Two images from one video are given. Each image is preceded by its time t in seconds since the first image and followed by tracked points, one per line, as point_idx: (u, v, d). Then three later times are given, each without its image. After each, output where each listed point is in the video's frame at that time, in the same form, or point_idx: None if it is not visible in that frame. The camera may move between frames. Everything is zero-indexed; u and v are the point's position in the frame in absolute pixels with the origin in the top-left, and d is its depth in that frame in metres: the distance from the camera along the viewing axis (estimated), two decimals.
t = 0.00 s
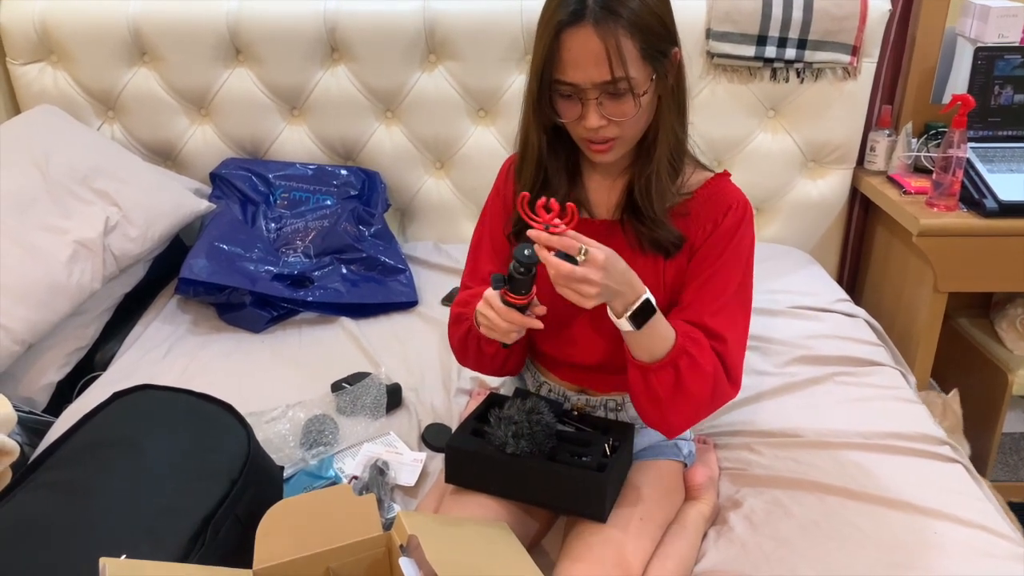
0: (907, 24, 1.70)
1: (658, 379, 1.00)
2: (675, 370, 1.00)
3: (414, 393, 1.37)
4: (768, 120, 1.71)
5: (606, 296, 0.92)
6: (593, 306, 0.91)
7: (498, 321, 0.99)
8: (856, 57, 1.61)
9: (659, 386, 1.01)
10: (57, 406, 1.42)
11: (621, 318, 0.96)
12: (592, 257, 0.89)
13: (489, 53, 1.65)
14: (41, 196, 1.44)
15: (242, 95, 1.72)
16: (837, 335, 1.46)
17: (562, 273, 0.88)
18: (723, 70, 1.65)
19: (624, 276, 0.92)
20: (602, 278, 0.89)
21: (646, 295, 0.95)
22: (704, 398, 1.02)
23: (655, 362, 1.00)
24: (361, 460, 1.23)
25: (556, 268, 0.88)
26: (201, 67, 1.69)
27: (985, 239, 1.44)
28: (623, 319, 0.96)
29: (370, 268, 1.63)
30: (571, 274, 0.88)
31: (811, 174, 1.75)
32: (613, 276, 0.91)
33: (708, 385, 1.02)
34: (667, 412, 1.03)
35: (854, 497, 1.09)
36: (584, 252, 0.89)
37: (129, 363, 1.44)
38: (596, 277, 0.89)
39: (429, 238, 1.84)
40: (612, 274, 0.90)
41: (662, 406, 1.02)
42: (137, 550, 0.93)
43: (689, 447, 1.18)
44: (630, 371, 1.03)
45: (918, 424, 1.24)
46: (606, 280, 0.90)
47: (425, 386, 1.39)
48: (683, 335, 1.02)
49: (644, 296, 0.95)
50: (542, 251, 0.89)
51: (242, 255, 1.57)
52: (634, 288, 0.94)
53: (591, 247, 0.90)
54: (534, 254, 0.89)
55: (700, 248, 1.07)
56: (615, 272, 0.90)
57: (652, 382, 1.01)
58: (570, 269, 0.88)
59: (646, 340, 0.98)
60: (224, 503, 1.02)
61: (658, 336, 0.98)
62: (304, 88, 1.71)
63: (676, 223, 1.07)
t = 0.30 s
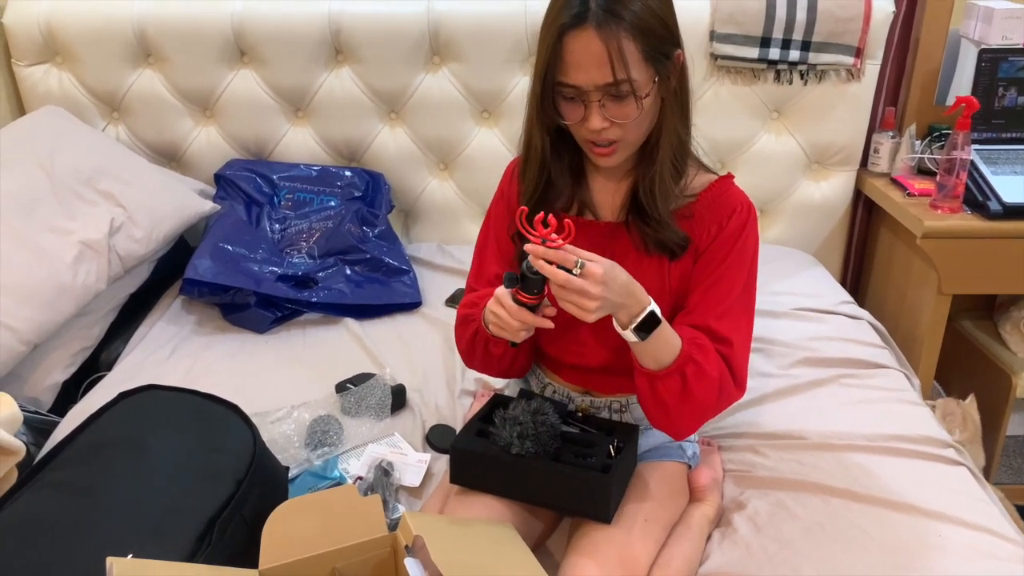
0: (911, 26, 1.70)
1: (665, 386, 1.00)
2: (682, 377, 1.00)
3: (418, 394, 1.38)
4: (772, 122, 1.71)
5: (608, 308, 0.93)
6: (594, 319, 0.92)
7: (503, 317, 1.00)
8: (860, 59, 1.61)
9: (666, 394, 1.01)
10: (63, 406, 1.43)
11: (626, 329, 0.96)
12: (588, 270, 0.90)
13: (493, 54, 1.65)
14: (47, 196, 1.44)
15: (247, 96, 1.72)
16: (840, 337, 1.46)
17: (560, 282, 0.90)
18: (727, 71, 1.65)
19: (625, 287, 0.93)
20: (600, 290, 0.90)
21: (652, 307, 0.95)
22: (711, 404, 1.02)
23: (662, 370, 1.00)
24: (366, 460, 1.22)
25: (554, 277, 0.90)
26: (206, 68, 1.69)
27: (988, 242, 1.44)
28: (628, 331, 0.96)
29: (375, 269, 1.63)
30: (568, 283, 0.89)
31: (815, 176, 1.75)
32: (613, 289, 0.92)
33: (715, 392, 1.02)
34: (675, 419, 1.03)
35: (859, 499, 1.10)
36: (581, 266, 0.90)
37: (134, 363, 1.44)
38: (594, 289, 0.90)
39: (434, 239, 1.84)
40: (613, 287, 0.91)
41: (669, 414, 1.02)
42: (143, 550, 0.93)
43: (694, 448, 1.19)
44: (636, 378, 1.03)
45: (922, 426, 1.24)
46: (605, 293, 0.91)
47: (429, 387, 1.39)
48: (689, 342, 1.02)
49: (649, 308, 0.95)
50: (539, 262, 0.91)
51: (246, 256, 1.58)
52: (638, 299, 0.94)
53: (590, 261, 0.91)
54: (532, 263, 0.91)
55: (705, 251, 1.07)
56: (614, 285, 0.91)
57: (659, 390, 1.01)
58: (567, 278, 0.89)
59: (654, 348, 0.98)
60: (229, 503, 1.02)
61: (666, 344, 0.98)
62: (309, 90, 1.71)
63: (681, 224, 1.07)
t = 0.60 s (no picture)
0: (912, 28, 1.71)
1: (673, 390, 1.00)
2: (690, 380, 1.00)
3: (419, 395, 1.38)
4: (773, 124, 1.71)
5: (618, 311, 0.93)
6: (603, 322, 0.92)
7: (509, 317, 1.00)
8: (862, 61, 1.61)
9: (674, 398, 1.01)
10: (64, 407, 1.43)
11: (636, 332, 0.96)
12: (598, 273, 0.90)
13: (495, 56, 1.66)
14: (49, 197, 1.44)
15: (248, 97, 1.72)
16: (841, 339, 1.46)
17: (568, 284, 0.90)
18: (728, 73, 1.65)
19: (634, 291, 0.93)
20: (610, 293, 0.90)
21: (660, 310, 0.96)
22: (717, 406, 1.03)
23: (669, 373, 1.00)
24: (367, 462, 1.22)
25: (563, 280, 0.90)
26: (208, 69, 1.69)
27: (989, 243, 1.44)
28: (638, 335, 0.96)
29: (376, 270, 1.63)
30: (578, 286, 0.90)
31: (816, 178, 1.75)
32: (622, 292, 0.92)
33: (722, 394, 1.02)
34: (682, 421, 1.03)
35: (860, 500, 1.10)
36: (591, 269, 0.90)
37: (135, 364, 1.44)
38: (604, 292, 0.90)
39: (435, 240, 1.84)
40: (622, 290, 0.92)
41: (676, 416, 1.03)
42: (144, 550, 0.93)
43: (695, 450, 1.19)
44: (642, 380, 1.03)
45: (923, 427, 1.24)
46: (615, 296, 0.91)
47: (430, 389, 1.39)
48: (696, 345, 1.02)
49: (658, 312, 0.95)
50: (548, 265, 0.91)
51: (248, 257, 1.58)
52: (646, 302, 0.94)
53: (599, 264, 0.91)
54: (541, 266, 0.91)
55: (709, 254, 1.07)
56: (624, 288, 0.91)
57: (666, 393, 1.01)
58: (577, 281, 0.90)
59: (661, 351, 0.98)
60: (231, 504, 1.03)
61: (672, 348, 0.98)
62: (310, 91, 1.71)
63: (684, 226, 1.07)
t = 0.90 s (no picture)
0: (911, 25, 1.70)
1: (675, 389, 1.00)
2: (693, 378, 1.00)
3: (418, 394, 1.37)
4: (772, 122, 1.71)
5: (621, 309, 0.93)
6: (602, 321, 0.92)
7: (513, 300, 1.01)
8: (860, 59, 1.61)
9: (677, 396, 1.00)
10: (62, 407, 1.42)
11: (638, 331, 0.96)
12: (601, 272, 0.90)
13: (493, 55, 1.65)
14: (46, 197, 1.44)
15: (247, 96, 1.72)
16: (840, 337, 1.46)
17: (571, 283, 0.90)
18: (727, 71, 1.65)
19: (639, 291, 0.93)
20: (612, 293, 0.90)
21: (665, 311, 0.95)
22: (720, 405, 1.02)
23: (671, 372, 1.00)
24: (366, 462, 1.22)
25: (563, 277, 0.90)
26: (206, 68, 1.69)
27: (988, 241, 1.44)
28: (639, 334, 0.96)
29: (374, 269, 1.63)
30: (579, 285, 0.90)
31: (815, 176, 1.75)
32: (626, 292, 0.92)
33: (724, 393, 1.02)
34: (684, 421, 1.03)
35: (859, 499, 1.09)
36: (594, 266, 0.90)
37: (133, 364, 1.44)
38: (606, 292, 0.90)
39: (433, 239, 1.84)
40: (625, 291, 0.91)
41: (678, 415, 1.02)
42: (142, 550, 0.93)
43: (694, 449, 1.19)
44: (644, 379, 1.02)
45: (922, 426, 1.24)
46: (617, 295, 0.91)
47: (429, 388, 1.39)
48: (699, 343, 1.01)
49: (663, 312, 0.95)
50: (551, 261, 0.91)
51: (246, 256, 1.57)
52: (652, 302, 0.94)
53: (603, 262, 0.91)
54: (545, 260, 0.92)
55: (708, 252, 1.07)
56: (628, 288, 0.91)
57: (669, 392, 1.00)
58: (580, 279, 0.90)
59: (663, 349, 0.98)
60: (229, 504, 1.03)
61: (675, 346, 0.98)
62: (308, 90, 1.71)
63: (683, 225, 1.07)
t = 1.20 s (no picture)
0: (911, 23, 1.70)
1: (679, 387, 1.00)
2: (696, 376, 0.99)
3: (417, 392, 1.37)
4: (771, 120, 1.71)
5: (624, 304, 0.93)
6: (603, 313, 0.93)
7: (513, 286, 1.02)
8: (860, 57, 1.61)
9: (680, 394, 1.00)
10: (61, 405, 1.42)
11: (641, 327, 0.96)
12: (603, 266, 0.90)
13: (492, 53, 1.65)
14: (44, 196, 1.43)
15: (245, 94, 1.71)
16: (840, 335, 1.46)
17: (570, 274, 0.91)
18: (726, 69, 1.65)
19: (643, 287, 0.92)
20: (612, 289, 0.90)
21: (670, 309, 0.95)
22: (724, 403, 1.02)
23: (675, 368, 1.00)
24: (365, 460, 1.22)
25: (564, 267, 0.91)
26: (204, 66, 1.69)
27: (987, 239, 1.44)
28: (643, 329, 0.96)
29: (373, 267, 1.63)
30: (580, 279, 0.90)
31: (815, 174, 1.75)
32: (630, 288, 0.92)
33: (728, 391, 1.02)
34: (687, 419, 1.02)
35: (859, 497, 1.09)
36: (598, 260, 0.91)
37: (132, 362, 1.44)
38: (606, 286, 0.90)
39: (432, 237, 1.84)
40: (629, 287, 0.91)
41: (681, 413, 1.02)
42: (141, 548, 0.93)
43: (694, 447, 1.19)
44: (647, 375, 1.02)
45: (922, 424, 1.24)
46: (619, 291, 0.91)
47: (428, 386, 1.39)
48: (702, 340, 1.01)
49: (668, 309, 0.95)
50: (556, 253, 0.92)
51: (245, 254, 1.57)
52: (658, 299, 0.94)
53: (608, 257, 0.91)
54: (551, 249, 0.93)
55: (708, 250, 1.06)
56: (631, 285, 0.91)
57: (672, 390, 1.00)
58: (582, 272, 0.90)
59: (668, 346, 0.98)
60: (228, 502, 1.02)
61: (679, 344, 0.98)
62: (307, 88, 1.71)
63: (683, 222, 1.07)
